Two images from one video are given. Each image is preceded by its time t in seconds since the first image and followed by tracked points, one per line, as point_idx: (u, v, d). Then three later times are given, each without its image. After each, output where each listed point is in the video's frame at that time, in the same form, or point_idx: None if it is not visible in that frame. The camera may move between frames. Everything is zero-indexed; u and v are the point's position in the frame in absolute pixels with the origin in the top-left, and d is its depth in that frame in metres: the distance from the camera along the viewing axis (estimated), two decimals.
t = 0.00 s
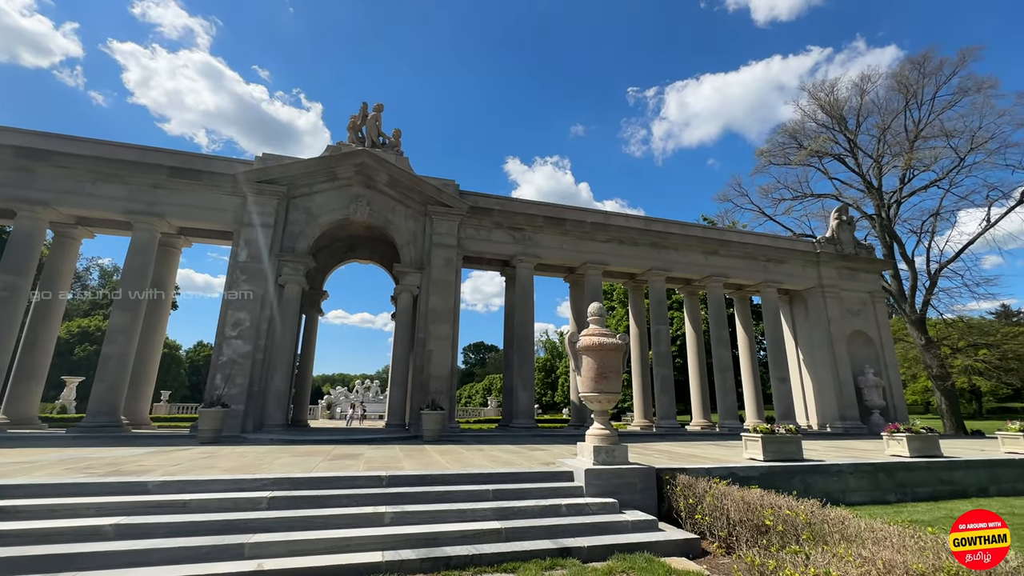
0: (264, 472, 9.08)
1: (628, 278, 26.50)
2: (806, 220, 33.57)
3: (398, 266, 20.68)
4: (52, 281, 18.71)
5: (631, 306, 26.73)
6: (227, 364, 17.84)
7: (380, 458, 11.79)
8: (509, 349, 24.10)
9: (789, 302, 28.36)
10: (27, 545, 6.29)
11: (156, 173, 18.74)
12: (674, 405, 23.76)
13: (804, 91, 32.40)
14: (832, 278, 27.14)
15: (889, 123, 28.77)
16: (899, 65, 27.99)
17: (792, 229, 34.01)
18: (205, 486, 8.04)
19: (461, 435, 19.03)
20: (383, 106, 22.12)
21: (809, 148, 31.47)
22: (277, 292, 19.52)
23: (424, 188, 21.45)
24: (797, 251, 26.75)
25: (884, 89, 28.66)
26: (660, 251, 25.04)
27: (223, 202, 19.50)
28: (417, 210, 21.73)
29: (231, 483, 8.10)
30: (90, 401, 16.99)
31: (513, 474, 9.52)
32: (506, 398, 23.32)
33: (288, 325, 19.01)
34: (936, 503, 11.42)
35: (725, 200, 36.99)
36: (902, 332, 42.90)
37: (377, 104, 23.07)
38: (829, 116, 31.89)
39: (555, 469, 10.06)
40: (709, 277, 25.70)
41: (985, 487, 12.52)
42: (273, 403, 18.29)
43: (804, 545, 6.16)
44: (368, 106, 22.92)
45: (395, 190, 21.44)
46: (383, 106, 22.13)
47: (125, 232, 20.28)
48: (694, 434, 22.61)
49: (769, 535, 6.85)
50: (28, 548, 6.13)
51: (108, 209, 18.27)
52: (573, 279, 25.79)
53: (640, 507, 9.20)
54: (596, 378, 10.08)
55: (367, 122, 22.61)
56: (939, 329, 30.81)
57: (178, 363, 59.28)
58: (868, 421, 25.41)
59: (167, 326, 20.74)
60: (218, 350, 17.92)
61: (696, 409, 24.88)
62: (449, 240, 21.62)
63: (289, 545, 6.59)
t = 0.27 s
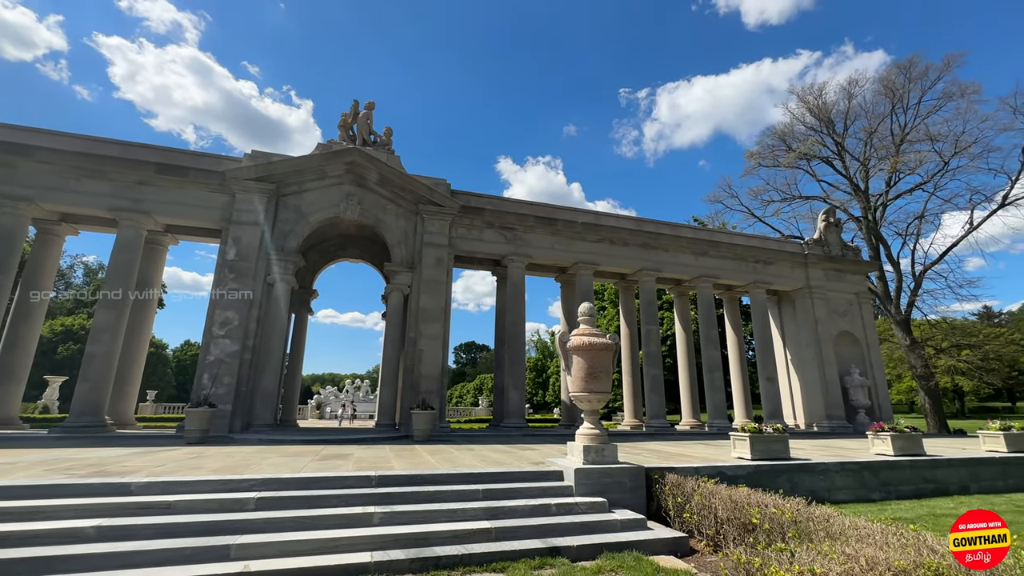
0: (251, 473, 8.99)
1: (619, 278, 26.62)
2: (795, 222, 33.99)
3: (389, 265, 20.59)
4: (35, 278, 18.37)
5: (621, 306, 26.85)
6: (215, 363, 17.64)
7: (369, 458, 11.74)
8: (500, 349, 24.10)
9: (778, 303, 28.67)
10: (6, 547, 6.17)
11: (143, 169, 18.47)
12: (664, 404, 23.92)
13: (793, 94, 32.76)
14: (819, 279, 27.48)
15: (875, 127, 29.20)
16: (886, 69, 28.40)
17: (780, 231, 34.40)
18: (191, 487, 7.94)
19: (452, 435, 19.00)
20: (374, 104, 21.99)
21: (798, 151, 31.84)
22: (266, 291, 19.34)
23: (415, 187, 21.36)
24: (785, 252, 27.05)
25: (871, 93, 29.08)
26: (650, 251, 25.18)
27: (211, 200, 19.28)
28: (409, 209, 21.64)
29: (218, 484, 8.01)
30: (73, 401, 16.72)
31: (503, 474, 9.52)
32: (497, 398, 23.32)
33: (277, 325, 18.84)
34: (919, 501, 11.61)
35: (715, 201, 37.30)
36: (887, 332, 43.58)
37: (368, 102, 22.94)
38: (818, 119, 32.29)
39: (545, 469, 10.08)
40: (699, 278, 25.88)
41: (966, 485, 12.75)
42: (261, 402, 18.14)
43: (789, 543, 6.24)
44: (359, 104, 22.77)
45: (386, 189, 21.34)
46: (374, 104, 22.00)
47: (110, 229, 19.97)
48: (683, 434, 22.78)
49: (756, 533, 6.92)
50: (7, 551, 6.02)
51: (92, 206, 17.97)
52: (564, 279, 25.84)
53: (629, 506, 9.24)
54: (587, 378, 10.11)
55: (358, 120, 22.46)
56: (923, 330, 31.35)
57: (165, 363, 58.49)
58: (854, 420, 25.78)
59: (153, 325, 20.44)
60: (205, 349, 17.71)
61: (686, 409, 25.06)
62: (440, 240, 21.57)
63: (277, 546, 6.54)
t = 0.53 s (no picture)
0: (246, 473, 8.96)
1: (615, 279, 26.66)
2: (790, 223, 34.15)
3: (385, 265, 20.55)
4: (28, 278, 18.25)
5: (618, 307, 26.90)
6: (210, 364, 17.55)
7: (365, 459, 11.72)
8: (496, 349, 24.08)
9: (773, 303, 28.78)
10: None
11: (137, 169, 18.37)
12: (660, 404, 23.98)
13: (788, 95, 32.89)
14: (814, 280, 27.61)
15: (870, 128, 29.36)
16: (880, 71, 28.57)
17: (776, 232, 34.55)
18: (185, 488, 7.90)
19: (448, 436, 18.98)
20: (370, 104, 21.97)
21: (793, 152, 31.97)
22: (261, 291, 19.26)
23: (412, 187, 21.34)
24: (781, 253, 27.17)
25: (866, 95, 29.24)
26: (646, 252, 25.25)
27: (206, 199, 19.19)
28: (405, 209, 21.61)
29: (212, 485, 7.97)
30: (67, 401, 16.61)
31: (499, 474, 9.52)
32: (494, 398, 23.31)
33: (272, 325, 18.78)
34: (912, 500, 11.68)
35: (711, 202, 37.45)
36: (882, 333, 43.80)
37: (364, 102, 22.91)
38: (813, 121, 32.44)
39: (541, 469, 10.08)
40: (695, 278, 25.95)
41: (959, 484, 12.83)
42: (257, 403, 18.10)
43: (783, 542, 6.26)
44: (356, 104, 22.72)
45: (382, 189, 21.30)
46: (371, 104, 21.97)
47: (104, 228, 19.84)
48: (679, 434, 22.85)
49: (750, 533, 6.94)
50: None
51: (86, 205, 17.86)
52: (560, 279, 25.86)
53: (624, 506, 9.26)
54: (583, 378, 10.13)
55: (355, 120, 22.42)
56: (916, 330, 31.56)
57: (160, 363, 58.22)
58: (848, 420, 25.92)
59: (148, 325, 20.31)
60: (200, 349, 17.62)
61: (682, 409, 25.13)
62: (437, 240, 21.55)
63: (272, 547, 6.52)
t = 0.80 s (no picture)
0: (252, 474, 9.01)
1: (620, 279, 26.61)
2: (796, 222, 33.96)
3: (390, 267, 20.61)
4: (37, 280, 18.44)
5: (622, 307, 26.84)
6: (216, 365, 17.66)
7: (370, 460, 11.75)
8: (501, 350, 24.07)
9: (779, 303, 28.61)
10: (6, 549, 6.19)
11: (144, 172, 18.53)
12: (665, 405, 23.89)
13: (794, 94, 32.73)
14: (820, 280, 27.44)
15: (876, 127, 29.16)
16: (887, 69, 28.38)
17: (781, 231, 34.37)
18: (191, 488, 7.96)
19: (453, 436, 19.01)
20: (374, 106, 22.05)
21: (798, 151, 31.79)
22: (267, 293, 19.37)
23: (416, 189, 21.39)
24: (787, 253, 27.02)
25: (872, 93, 29.06)
26: (651, 252, 25.18)
27: (212, 202, 19.32)
28: (409, 210, 21.67)
29: (218, 486, 8.01)
30: (76, 403, 16.76)
31: (504, 475, 9.51)
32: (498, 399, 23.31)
33: (278, 327, 18.89)
34: (921, 501, 11.58)
35: (716, 202, 37.32)
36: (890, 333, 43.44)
37: (369, 104, 23.00)
38: (819, 119, 32.26)
39: (546, 470, 10.07)
40: (700, 278, 25.84)
41: (969, 485, 12.70)
42: (262, 404, 18.21)
43: (790, 544, 6.21)
44: (360, 106, 22.81)
45: (386, 190, 21.35)
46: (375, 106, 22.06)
47: (112, 231, 20.02)
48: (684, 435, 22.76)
49: (756, 534, 6.89)
50: (8, 553, 6.04)
51: (94, 208, 18.03)
52: (565, 280, 25.83)
53: (629, 507, 9.23)
54: (587, 379, 10.11)
55: (359, 122, 22.51)
56: (925, 330, 31.27)
57: (167, 364, 58.69)
58: (856, 421, 25.73)
59: (155, 326, 20.46)
60: (207, 351, 17.73)
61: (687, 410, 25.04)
62: (441, 241, 21.60)
63: (277, 548, 6.55)
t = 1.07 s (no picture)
0: (271, 474, 9.16)
1: (634, 278, 26.41)
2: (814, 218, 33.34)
3: (404, 269, 20.77)
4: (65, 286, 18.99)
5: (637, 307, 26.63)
6: (236, 367, 17.98)
7: (387, 460, 11.84)
8: (515, 350, 24.07)
9: (798, 301, 28.10)
10: (39, 546, 6.38)
11: (165, 178, 18.96)
12: (682, 405, 23.64)
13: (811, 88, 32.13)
14: (840, 277, 26.89)
15: (897, 119, 28.48)
16: (908, 60, 27.69)
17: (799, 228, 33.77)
18: (213, 488, 8.11)
19: (468, 437, 19.07)
20: (387, 109, 22.24)
21: (816, 146, 31.20)
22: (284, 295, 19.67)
23: (429, 191, 21.52)
24: (805, 250, 26.52)
25: (893, 85, 28.38)
26: (666, 250, 24.94)
27: (230, 207, 19.68)
28: (423, 212, 21.80)
29: (239, 486, 8.15)
30: (102, 404, 17.22)
31: (520, 476, 9.50)
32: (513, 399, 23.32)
33: (295, 329, 19.17)
34: (948, 504, 11.26)
35: (732, 198, 36.83)
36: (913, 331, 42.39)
37: (382, 107, 23.21)
38: (837, 113, 31.61)
39: (562, 470, 10.04)
40: (715, 277, 25.50)
41: (1000, 487, 12.31)
42: (281, 405, 18.52)
43: (812, 547, 6.11)
44: (373, 109, 23.02)
45: (400, 193, 21.51)
46: (388, 109, 22.24)
47: (135, 237, 20.53)
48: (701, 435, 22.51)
49: (778, 537, 6.78)
50: (40, 550, 6.24)
51: (117, 215, 18.51)
52: (578, 279, 25.73)
53: (646, 509, 9.14)
54: (602, 379, 10.05)
55: (372, 125, 22.72)
56: (950, 327, 30.43)
57: (189, 366, 60.00)
58: (879, 421, 25.15)
59: (177, 329, 20.92)
60: (227, 353, 18.07)
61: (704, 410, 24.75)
62: (454, 242, 21.69)
63: (298, 547, 6.64)
